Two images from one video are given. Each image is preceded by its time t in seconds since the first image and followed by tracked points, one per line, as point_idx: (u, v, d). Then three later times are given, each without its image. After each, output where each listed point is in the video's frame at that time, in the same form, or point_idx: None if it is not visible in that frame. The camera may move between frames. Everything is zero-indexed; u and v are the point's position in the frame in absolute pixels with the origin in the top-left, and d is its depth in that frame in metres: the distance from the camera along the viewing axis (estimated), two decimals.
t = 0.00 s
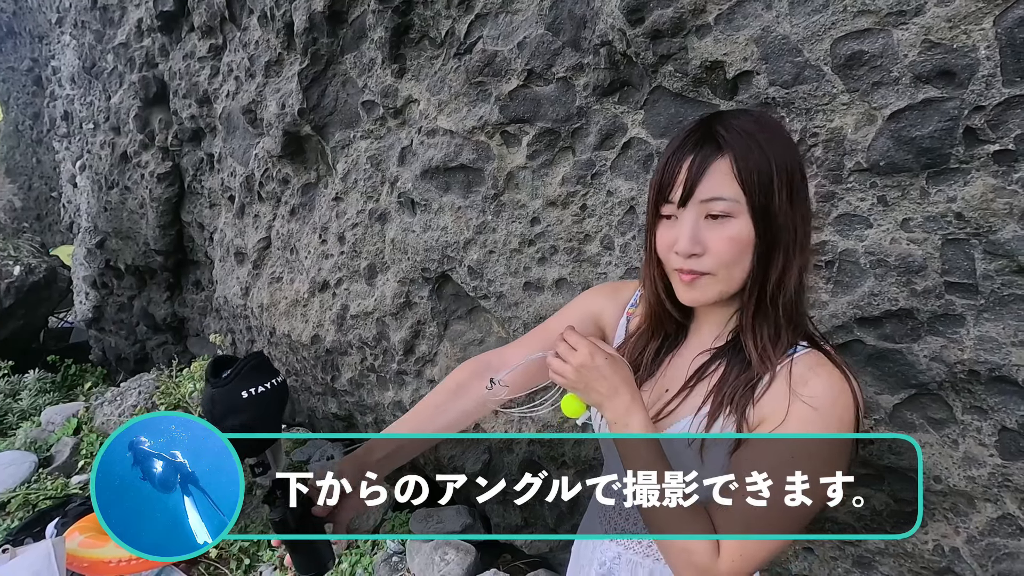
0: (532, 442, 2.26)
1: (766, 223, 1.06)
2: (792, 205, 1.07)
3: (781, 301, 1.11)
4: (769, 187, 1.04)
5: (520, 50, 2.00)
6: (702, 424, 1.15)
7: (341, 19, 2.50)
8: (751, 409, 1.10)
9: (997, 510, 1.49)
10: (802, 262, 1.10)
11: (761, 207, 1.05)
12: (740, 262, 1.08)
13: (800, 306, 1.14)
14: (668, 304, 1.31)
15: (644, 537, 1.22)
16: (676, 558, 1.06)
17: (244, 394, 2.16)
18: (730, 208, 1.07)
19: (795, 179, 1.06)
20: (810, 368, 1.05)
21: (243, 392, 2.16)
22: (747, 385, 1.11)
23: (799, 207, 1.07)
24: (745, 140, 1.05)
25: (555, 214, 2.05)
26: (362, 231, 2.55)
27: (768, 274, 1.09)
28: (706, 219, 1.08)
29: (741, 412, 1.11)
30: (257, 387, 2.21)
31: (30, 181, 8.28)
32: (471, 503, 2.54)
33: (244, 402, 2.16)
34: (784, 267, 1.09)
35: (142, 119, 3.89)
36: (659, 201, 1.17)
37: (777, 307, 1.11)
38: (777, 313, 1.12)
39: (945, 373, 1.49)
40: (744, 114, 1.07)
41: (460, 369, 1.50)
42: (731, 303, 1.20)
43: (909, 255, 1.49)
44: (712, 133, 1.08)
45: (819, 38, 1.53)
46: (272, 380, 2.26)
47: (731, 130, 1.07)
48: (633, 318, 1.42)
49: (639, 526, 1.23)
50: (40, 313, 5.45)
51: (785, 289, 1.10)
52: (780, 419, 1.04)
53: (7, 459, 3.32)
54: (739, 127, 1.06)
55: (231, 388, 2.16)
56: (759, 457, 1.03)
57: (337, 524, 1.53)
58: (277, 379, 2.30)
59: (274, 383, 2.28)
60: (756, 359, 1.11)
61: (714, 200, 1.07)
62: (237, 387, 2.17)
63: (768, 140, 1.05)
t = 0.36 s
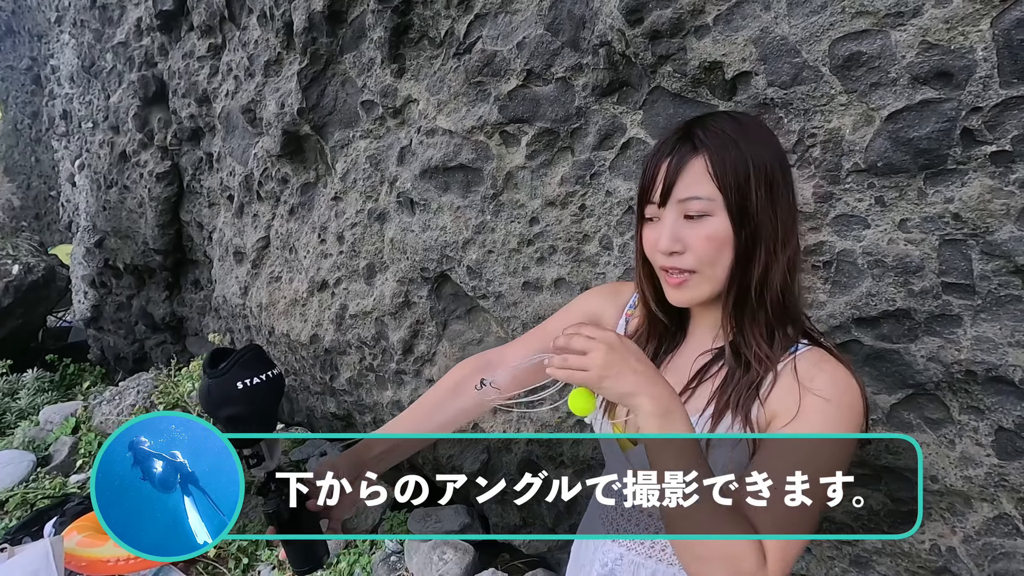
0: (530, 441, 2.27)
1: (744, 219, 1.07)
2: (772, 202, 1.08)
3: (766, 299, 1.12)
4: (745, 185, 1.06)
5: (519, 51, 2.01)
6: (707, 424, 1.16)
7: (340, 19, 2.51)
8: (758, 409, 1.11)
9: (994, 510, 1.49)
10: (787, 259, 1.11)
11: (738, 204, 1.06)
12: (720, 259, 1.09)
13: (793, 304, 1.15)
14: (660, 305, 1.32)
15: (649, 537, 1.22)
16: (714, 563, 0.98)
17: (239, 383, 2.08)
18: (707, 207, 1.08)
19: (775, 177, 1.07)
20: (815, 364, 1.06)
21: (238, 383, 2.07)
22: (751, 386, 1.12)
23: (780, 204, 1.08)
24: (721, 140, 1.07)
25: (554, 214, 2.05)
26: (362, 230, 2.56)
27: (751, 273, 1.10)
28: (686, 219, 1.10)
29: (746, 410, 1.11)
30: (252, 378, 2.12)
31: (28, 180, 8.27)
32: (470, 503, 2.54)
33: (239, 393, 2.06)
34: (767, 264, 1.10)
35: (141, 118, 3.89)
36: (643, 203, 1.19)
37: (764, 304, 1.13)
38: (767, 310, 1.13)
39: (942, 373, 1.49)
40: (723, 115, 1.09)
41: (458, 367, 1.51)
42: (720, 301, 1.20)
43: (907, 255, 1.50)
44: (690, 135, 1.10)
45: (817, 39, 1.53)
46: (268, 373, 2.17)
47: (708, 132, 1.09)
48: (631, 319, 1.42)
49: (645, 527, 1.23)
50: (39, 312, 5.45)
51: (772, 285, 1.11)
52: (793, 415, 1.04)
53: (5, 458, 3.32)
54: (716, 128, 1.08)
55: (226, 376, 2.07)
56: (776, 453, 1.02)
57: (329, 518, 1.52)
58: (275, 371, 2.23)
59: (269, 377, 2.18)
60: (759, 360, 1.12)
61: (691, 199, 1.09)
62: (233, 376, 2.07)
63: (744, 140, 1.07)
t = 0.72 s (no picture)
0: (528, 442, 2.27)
1: (722, 213, 1.13)
2: (746, 196, 1.14)
3: (747, 290, 1.17)
4: (721, 181, 1.12)
5: (517, 51, 2.01)
6: (696, 420, 1.18)
7: (339, 19, 2.51)
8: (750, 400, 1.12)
9: (989, 510, 1.50)
10: (762, 251, 1.17)
11: (715, 199, 1.12)
12: (702, 253, 1.13)
13: (771, 296, 1.20)
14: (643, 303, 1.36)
15: (640, 543, 1.23)
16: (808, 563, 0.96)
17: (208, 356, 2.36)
18: (686, 203, 1.13)
19: (747, 173, 1.14)
20: (802, 350, 1.09)
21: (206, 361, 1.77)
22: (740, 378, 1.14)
23: (753, 197, 1.15)
24: (696, 139, 1.13)
25: (552, 215, 2.06)
26: (360, 231, 2.56)
27: (732, 265, 1.16)
28: (666, 216, 1.14)
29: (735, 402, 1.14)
30: (222, 351, 2.41)
31: (25, 180, 8.27)
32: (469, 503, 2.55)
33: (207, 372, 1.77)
34: (746, 256, 1.15)
35: (140, 118, 3.89)
36: (622, 204, 1.23)
37: (744, 297, 1.17)
38: (749, 301, 1.18)
39: (938, 373, 1.50)
40: (696, 116, 1.16)
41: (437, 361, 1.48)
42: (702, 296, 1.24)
43: (903, 256, 1.50)
44: (665, 136, 1.16)
45: (814, 40, 1.53)
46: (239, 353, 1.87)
47: (682, 132, 1.15)
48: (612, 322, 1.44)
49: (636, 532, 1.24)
50: (37, 312, 5.44)
51: (751, 278, 1.16)
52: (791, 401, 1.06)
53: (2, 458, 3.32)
54: (689, 128, 1.14)
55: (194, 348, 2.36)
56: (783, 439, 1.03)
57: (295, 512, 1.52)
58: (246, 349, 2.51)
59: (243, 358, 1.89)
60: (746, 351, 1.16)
61: (670, 196, 1.13)
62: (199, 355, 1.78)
63: (718, 139, 1.13)
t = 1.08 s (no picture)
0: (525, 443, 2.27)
1: (694, 211, 1.18)
2: (716, 196, 1.20)
3: (720, 287, 1.22)
4: (691, 182, 1.18)
5: (516, 53, 2.02)
6: (676, 417, 1.20)
7: (338, 20, 2.51)
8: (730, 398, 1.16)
9: (985, 511, 1.50)
10: (736, 248, 1.23)
11: (686, 198, 1.18)
12: (676, 252, 1.19)
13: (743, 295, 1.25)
14: (620, 304, 1.41)
15: (614, 550, 1.28)
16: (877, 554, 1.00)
17: (177, 333, 2.31)
18: (658, 203, 1.19)
19: (716, 173, 1.20)
20: (782, 348, 1.14)
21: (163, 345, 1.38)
22: (718, 375, 1.18)
23: (723, 197, 1.21)
24: (665, 141, 1.20)
25: (550, 216, 2.06)
26: (358, 231, 2.56)
27: (705, 264, 1.21)
28: (639, 216, 1.20)
29: (715, 399, 1.17)
30: (191, 329, 2.35)
31: (25, 180, 8.29)
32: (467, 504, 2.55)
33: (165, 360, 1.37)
34: (719, 253, 1.20)
35: (138, 118, 3.89)
36: (597, 208, 1.30)
37: (717, 294, 1.22)
38: (723, 299, 1.23)
39: (935, 375, 1.49)
40: (664, 120, 1.23)
41: (420, 355, 1.56)
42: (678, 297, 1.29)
43: (899, 258, 1.50)
44: (635, 140, 1.23)
45: (811, 43, 1.54)
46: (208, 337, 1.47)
47: (653, 135, 1.22)
48: (589, 323, 1.51)
49: (611, 539, 1.29)
50: (35, 312, 5.43)
51: (723, 276, 1.22)
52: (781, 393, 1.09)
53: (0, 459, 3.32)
54: (659, 132, 1.21)
55: (163, 324, 2.30)
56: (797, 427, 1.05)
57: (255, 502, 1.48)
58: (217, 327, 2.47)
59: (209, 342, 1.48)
60: (722, 347, 1.20)
61: (642, 197, 1.20)
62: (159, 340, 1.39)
63: (686, 141, 1.20)
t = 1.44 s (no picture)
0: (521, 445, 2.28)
1: (687, 209, 1.22)
2: (703, 194, 1.25)
3: (710, 285, 1.26)
4: (682, 180, 1.23)
5: (513, 54, 2.02)
6: (670, 414, 1.20)
7: (335, 22, 2.52)
8: (722, 396, 1.16)
9: (981, 511, 1.50)
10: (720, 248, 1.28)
11: (680, 196, 1.22)
12: (677, 249, 1.21)
13: (727, 294, 1.30)
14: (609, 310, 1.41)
15: (608, 553, 1.29)
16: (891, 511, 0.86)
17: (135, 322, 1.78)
18: (655, 203, 1.21)
19: (699, 175, 1.26)
20: (768, 343, 1.18)
21: (164, 308, 1.32)
22: (712, 372, 1.20)
23: (708, 195, 1.26)
24: (653, 144, 1.24)
25: (548, 217, 2.06)
26: (356, 233, 2.57)
27: (699, 259, 1.24)
28: (637, 216, 1.22)
29: (707, 397, 1.17)
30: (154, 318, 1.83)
31: (23, 181, 8.30)
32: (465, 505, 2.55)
33: (164, 324, 1.32)
34: (709, 252, 1.25)
35: (136, 120, 3.89)
36: (588, 215, 1.29)
37: (708, 292, 1.26)
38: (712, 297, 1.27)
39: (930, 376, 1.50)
40: (644, 127, 1.28)
41: (404, 351, 1.57)
42: (670, 298, 1.32)
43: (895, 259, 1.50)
44: (621, 145, 1.26)
45: (807, 45, 1.54)
46: (208, 306, 1.42)
47: (638, 140, 1.26)
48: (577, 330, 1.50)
49: (604, 542, 1.29)
50: (33, 314, 5.43)
51: (713, 273, 1.26)
52: (773, 392, 1.09)
53: None
54: (645, 136, 1.26)
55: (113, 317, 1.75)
56: (797, 422, 1.02)
57: (238, 490, 1.53)
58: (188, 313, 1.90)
59: (210, 312, 1.43)
60: (713, 344, 1.23)
61: (640, 198, 1.22)
62: (159, 302, 1.33)
63: (670, 145, 1.25)
